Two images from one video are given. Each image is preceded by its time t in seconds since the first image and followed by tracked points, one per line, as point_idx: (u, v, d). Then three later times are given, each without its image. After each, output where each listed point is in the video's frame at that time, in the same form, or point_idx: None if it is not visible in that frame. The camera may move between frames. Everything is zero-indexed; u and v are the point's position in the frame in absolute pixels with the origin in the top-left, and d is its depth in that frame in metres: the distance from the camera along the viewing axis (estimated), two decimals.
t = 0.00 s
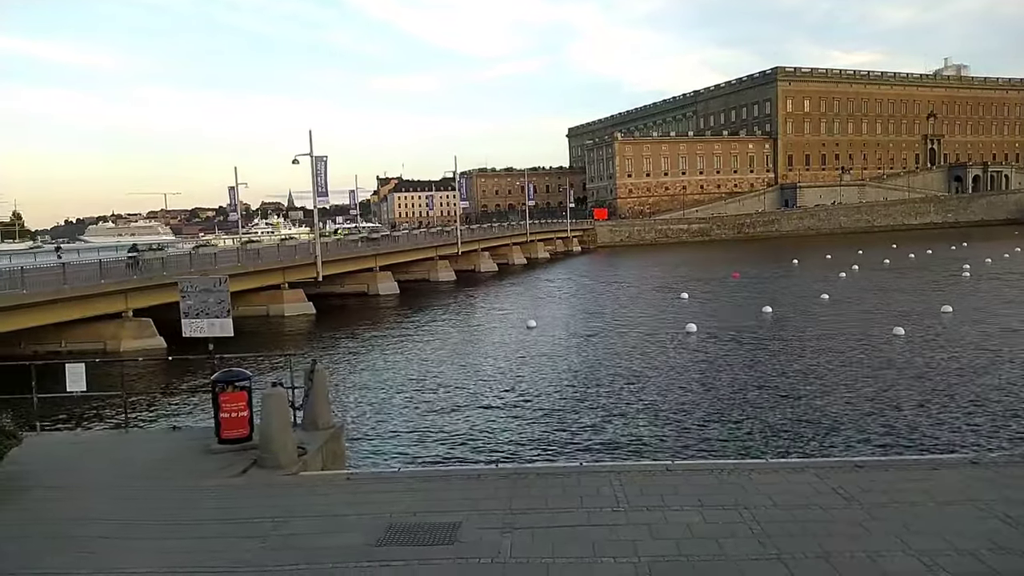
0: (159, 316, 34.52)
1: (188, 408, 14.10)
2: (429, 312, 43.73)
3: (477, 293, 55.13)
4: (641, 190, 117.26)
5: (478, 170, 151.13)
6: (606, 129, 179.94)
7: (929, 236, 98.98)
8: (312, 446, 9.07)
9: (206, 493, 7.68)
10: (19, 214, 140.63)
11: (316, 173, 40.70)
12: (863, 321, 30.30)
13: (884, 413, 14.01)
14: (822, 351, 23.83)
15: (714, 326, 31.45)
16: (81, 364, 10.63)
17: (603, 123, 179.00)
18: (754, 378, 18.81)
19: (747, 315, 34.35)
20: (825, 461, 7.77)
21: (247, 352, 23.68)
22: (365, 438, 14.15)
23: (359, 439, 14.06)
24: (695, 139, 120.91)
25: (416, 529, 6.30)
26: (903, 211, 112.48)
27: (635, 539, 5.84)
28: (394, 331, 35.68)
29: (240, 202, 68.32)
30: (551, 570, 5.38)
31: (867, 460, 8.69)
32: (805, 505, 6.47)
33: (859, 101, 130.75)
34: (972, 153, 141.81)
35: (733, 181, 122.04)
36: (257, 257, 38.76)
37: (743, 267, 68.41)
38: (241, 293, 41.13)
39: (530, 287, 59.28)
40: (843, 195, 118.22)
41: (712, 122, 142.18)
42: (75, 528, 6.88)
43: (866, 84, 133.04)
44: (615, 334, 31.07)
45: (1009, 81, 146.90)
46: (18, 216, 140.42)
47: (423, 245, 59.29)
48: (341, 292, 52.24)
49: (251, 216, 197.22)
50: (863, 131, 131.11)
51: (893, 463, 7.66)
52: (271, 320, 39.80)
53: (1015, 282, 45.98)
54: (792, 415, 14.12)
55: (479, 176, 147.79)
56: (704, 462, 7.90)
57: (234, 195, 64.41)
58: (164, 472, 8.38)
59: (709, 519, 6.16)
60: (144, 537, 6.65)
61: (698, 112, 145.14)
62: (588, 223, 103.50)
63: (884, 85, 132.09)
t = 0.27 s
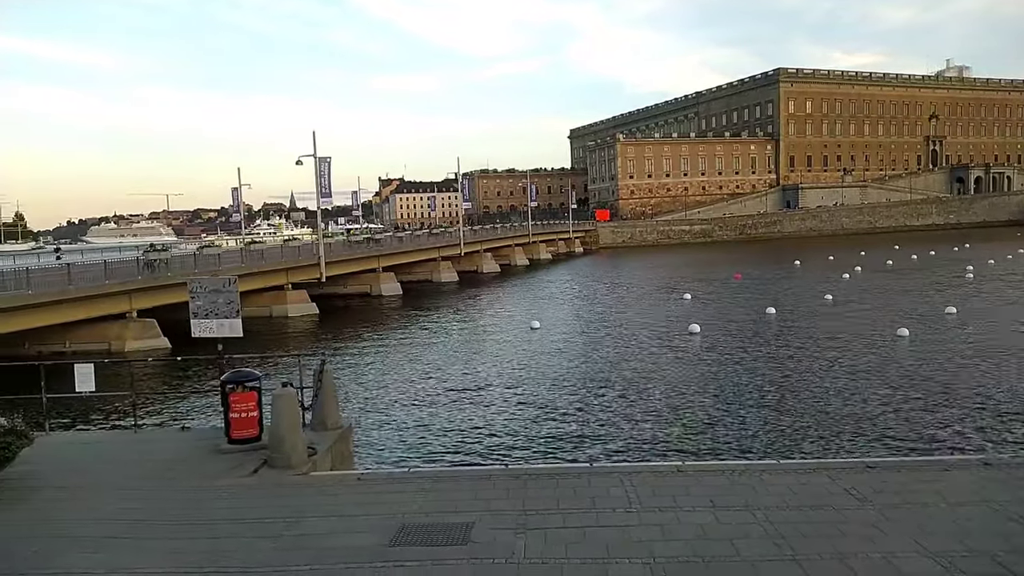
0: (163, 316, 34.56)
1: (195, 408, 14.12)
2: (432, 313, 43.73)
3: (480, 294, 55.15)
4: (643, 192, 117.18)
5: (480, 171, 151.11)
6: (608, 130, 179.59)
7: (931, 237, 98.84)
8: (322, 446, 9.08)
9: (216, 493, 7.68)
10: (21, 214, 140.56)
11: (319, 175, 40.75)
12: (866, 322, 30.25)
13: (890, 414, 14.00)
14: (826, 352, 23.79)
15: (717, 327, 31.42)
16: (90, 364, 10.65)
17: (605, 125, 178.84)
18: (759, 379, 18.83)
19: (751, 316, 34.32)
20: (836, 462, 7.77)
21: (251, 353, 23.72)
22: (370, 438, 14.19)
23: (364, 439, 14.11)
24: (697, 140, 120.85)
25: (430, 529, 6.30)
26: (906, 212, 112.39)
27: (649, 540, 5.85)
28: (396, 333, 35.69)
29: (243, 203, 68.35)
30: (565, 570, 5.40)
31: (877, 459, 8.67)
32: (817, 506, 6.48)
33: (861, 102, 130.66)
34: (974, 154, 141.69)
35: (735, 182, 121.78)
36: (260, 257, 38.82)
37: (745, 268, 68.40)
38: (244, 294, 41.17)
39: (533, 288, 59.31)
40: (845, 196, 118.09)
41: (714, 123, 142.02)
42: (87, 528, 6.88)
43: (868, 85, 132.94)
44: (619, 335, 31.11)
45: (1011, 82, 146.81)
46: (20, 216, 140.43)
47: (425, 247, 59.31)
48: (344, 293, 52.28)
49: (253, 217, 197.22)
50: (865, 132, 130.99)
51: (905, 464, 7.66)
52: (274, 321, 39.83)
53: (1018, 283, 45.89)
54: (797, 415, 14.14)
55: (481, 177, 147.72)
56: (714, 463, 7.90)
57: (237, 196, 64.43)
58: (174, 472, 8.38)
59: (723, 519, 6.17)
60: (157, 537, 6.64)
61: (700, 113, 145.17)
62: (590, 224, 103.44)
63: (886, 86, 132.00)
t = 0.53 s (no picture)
0: (164, 315, 34.52)
1: (199, 406, 14.14)
2: (432, 311, 43.73)
3: (480, 293, 55.12)
4: (643, 190, 117.09)
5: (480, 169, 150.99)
6: (607, 128, 178.92)
7: (932, 236, 98.79)
8: (328, 444, 9.09)
9: (222, 492, 7.67)
10: (21, 212, 140.39)
11: (320, 173, 40.73)
12: (869, 321, 30.11)
13: (895, 413, 13.91)
14: (829, 350, 23.73)
15: (719, 326, 31.39)
16: (95, 363, 10.63)
17: (605, 123, 178.36)
18: (764, 377, 18.78)
19: (752, 315, 34.26)
20: (843, 460, 7.77)
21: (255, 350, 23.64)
22: (373, 437, 14.11)
23: (367, 439, 14.03)
24: (697, 139, 120.71)
25: (437, 528, 6.29)
26: (907, 212, 112.32)
27: (659, 538, 5.83)
28: (397, 331, 35.63)
29: (243, 201, 68.29)
30: (575, 570, 5.36)
31: (885, 459, 8.66)
32: (828, 505, 6.45)
33: (861, 101, 130.50)
34: (975, 153, 141.47)
35: (735, 181, 121.61)
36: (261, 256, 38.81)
37: (746, 267, 68.27)
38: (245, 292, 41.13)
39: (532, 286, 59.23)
40: (846, 195, 117.93)
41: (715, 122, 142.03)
42: (94, 526, 6.88)
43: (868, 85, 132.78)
44: (622, 333, 31.06)
45: (1012, 81, 146.53)
46: (20, 214, 140.23)
47: (426, 245, 59.28)
48: (344, 291, 52.27)
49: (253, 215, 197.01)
50: (865, 131, 130.83)
51: (913, 463, 7.60)
52: (275, 319, 39.79)
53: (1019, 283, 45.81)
54: (801, 414, 14.10)
55: (481, 175, 147.52)
56: (720, 462, 7.88)
57: (237, 194, 64.35)
58: (180, 470, 8.37)
59: (732, 518, 6.16)
60: (166, 535, 6.62)
61: (700, 112, 145.15)
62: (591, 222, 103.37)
63: (887, 85, 131.92)
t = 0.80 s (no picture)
0: (165, 314, 34.51)
1: (202, 405, 14.13)
2: (432, 310, 43.67)
3: (481, 292, 55.10)
4: (643, 189, 116.94)
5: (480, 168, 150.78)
6: (607, 127, 178.36)
7: (932, 235, 98.70)
8: (334, 443, 9.10)
9: (230, 490, 7.68)
10: (20, 211, 140.10)
11: (322, 172, 40.71)
12: (871, 320, 30.05)
13: (900, 412, 13.88)
14: (833, 349, 23.68)
15: (721, 325, 31.35)
16: (100, 362, 10.62)
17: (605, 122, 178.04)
18: (767, 376, 18.74)
19: (754, 314, 34.21)
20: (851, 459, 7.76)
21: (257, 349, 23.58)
22: (378, 438, 13.91)
23: (371, 440, 13.83)
24: (697, 137, 120.51)
25: (446, 527, 6.29)
26: (907, 210, 112.24)
27: (668, 537, 5.84)
28: (398, 330, 35.61)
29: (243, 200, 68.20)
30: (586, 568, 5.36)
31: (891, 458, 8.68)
32: (836, 504, 6.46)
33: (861, 99, 130.24)
34: (975, 152, 141.45)
35: (735, 179, 121.32)
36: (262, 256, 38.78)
37: (746, 266, 68.29)
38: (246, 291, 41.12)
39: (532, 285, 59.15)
40: (846, 194, 117.76)
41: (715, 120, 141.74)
42: (103, 525, 6.87)
43: (868, 83, 132.53)
44: (624, 332, 30.99)
45: (1011, 80, 146.46)
46: (19, 213, 139.95)
47: (426, 244, 59.21)
48: (345, 290, 52.26)
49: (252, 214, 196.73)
50: (865, 130, 130.53)
51: (921, 463, 7.57)
52: (276, 318, 39.80)
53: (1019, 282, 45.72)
54: (807, 413, 14.03)
55: (481, 174, 147.31)
56: (727, 461, 7.87)
57: (237, 193, 64.25)
58: (187, 469, 8.36)
59: (742, 517, 6.16)
60: (176, 534, 6.61)
61: (700, 111, 144.68)
62: (591, 221, 103.26)
63: (887, 84, 131.71)
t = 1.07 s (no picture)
0: (167, 315, 34.52)
1: (207, 406, 14.15)
2: (434, 311, 43.72)
3: (482, 292, 55.11)
4: (644, 190, 116.90)
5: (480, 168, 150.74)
6: (608, 128, 178.31)
7: (933, 236, 98.66)
8: (339, 444, 9.10)
9: (237, 490, 7.68)
10: (21, 211, 140.07)
11: (324, 172, 40.71)
12: (874, 321, 30.00)
13: (902, 412, 13.89)
14: (833, 350, 23.71)
15: (723, 325, 31.38)
16: (105, 362, 10.61)
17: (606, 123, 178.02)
18: (768, 376, 18.79)
19: (756, 315, 34.21)
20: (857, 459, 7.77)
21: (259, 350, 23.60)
22: (382, 441, 13.82)
23: (375, 442, 13.77)
24: (698, 138, 120.41)
25: (455, 527, 6.29)
26: (907, 211, 112.25)
27: (676, 538, 5.84)
28: (400, 331, 35.62)
29: (244, 201, 68.18)
30: (595, 570, 5.36)
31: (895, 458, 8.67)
32: (843, 505, 6.45)
33: (862, 100, 130.15)
34: (976, 153, 141.37)
35: (735, 180, 121.31)
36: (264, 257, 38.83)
37: (746, 267, 68.21)
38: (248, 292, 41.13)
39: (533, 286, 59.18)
40: (847, 195, 117.71)
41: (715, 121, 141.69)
42: (111, 525, 6.87)
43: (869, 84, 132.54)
44: (626, 333, 31.03)
45: (1012, 81, 146.26)
46: (20, 214, 139.90)
47: (427, 245, 59.24)
48: (346, 291, 52.28)
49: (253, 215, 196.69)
50: (866, 131, 130.51)
51: (926, 464, 7.57)
52: (278, 319, 39.81)
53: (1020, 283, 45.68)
54: (811, 414, 14.03)
55: (481, 175, 147.25)
56: (734, 461, 7.87)
57: (238, 194, 64.21)
58: (193, 469, 8.37)
59: (749, 518, 6.16)
60: (184, 535, 6.61)
61: (701, 112, 144.63)
62: (592, 222, 103.28)
63: (887, 85, 131.75)
